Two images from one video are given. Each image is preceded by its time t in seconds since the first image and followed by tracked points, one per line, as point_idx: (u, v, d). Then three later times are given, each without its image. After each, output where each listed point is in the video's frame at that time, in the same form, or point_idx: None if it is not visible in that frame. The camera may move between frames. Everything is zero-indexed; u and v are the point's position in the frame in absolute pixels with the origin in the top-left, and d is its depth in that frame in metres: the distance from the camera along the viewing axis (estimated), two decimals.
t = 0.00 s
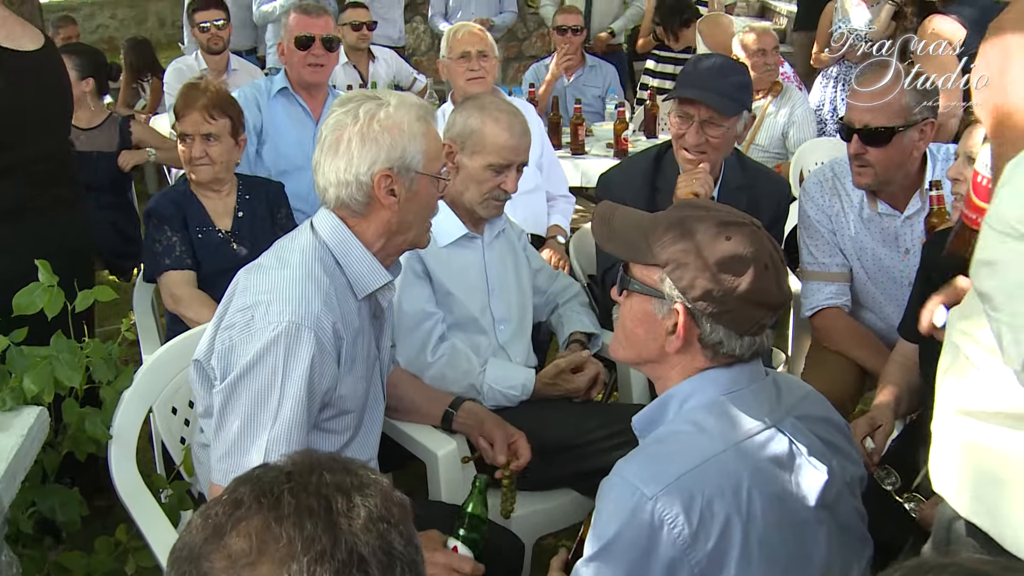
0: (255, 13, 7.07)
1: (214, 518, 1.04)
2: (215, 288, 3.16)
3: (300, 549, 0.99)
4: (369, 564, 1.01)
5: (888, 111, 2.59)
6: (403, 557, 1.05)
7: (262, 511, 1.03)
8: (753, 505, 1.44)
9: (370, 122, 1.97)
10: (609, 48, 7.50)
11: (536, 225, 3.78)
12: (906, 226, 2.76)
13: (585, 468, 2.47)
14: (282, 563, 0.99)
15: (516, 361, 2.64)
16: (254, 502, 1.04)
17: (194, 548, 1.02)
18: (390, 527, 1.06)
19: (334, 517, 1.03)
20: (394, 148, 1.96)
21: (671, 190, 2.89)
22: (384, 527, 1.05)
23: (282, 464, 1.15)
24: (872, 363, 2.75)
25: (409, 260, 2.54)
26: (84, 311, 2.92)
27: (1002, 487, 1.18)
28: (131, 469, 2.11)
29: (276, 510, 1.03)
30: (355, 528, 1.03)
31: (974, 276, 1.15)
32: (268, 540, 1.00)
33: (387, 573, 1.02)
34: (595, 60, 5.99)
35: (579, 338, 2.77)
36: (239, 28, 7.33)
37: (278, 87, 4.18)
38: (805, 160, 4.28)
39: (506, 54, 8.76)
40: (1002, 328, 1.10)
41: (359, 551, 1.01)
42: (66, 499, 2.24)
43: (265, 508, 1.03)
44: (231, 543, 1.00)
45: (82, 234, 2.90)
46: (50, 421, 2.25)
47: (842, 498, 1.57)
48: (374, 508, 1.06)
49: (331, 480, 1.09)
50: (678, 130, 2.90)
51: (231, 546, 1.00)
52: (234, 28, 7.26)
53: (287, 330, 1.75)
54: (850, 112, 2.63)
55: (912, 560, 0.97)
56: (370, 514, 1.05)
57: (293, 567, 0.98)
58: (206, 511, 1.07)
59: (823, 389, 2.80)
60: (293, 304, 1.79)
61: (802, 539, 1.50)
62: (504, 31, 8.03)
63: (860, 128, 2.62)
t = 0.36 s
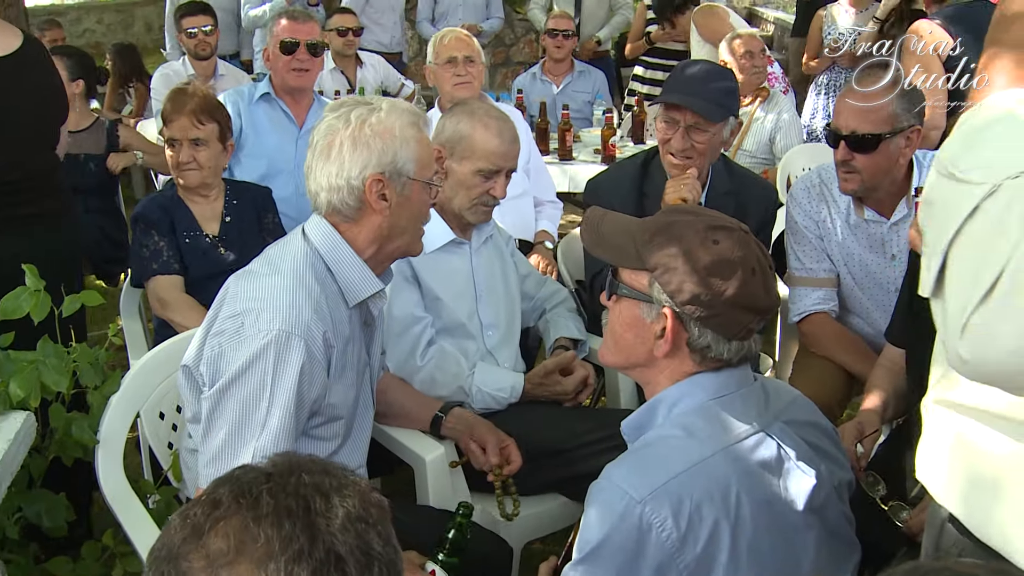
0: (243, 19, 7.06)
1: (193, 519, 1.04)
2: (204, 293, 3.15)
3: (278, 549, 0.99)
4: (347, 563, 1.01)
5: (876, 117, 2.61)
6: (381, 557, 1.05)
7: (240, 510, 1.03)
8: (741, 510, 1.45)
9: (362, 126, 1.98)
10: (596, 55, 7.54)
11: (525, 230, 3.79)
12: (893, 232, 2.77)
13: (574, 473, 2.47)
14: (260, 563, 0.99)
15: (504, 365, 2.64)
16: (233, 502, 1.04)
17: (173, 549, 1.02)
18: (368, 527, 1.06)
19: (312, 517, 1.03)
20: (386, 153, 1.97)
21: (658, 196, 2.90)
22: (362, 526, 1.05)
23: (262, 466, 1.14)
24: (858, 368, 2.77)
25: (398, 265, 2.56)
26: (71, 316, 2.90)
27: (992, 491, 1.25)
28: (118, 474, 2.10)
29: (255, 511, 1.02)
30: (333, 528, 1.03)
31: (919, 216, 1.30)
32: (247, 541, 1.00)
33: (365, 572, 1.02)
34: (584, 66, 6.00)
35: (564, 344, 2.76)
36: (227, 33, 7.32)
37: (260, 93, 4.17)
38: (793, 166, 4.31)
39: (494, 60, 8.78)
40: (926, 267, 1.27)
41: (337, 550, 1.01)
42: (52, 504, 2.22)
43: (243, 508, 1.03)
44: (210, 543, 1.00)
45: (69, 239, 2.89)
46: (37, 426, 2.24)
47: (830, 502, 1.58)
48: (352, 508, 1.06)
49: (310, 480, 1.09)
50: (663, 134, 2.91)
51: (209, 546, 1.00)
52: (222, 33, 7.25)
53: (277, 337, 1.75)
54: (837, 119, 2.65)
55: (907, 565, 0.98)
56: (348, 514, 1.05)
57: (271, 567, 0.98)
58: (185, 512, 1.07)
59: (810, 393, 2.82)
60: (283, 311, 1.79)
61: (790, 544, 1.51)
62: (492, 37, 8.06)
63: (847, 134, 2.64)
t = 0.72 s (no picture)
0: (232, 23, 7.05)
1: (144, 523, 1.07)
2: (190, 298, 3.14)
3: (228, 549, 1.02)
4: (299, 561, 1.02)
5: (860, 122, 2.62)
6: (336, 556, 1.06)
7: (191, 511, 1.06)
8: (727, 516, 1.45)
9: (347, 135, 1.97)
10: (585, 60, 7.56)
11: (513, 235, 3.79)
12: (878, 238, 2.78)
13: (561, 478, 2.47)
14: (210, 564, 1.01)
15: (491, 371, 2.64)
16: (184, 504, 1.07)
17: (125, 552, 1.05)
18: (322, 526, 1.08)
19: (264, 517, 1.05)
20: (372, 161, 1.96)
21: (645, 201, 2.91)
22: (314, 525, 1.07)
23: (216, 468, 1.16)
24: (844, 372, 2.78)
25: (385, 270, 2.55)
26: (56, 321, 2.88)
27: (970, 504, 1.23)
28: (103, 481, 2.09)
29: (205, 512, 1.05)
30: (285, 527, 1.05)
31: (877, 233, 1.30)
32: (198, 542, 1.03)
33: (318, 572, 1.03)
34: (575, 71, 5.99)
35: (552, 350, 2.78)
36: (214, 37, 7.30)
37: (243, 98, 4.18)
38: (780, 171, 4.32)
39: (483, 65, 8.79)
40: (881, 283, 1.27)
41: (289, 550, 1.03)
42: (36, 512, 2.21)
43: (195, 509, 1.06)
44: (162, 545, 1.03)
45: (53, 244, 2.87)
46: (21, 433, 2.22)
47: (817, 508, 1.58)
48: (305, 507, 1.08)
49: (264, 481, 1.11)
50: (648, 140, 2.93)
51: (161, 548, 1.03)
52: (210, 37, 7.23)
53: (262, 344, 1.75)
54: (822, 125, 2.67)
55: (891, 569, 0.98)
56: (301, 513, 1.07)
57: (221, 567, 1.01)
58: (137, 516, 1.10)
59: (797, 398, 2.83)
60: (267, 318, 1.79)
61: (777, 550, 1.51)
62: (481, 42, 8.06)
63: (832, 140, 2.65)
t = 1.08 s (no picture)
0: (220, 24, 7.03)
1: (127, 527, 1.07)
2: (180, 300, 3.13)
3: (211, 552, 1.02)
4: (283, 564, 1.03)
5: (847, 117, 2.61)
6: (320, 558, 1.07)
7: (175, 516, 1.06)
8: (717, 511, 1.45)
9: (336, 135, 1.97)
10: (575, 56, 7.55)
11: (502, 232, 3.79)
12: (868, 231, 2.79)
13: (553, 474, 2.48)
14: (193, 567, 1.01)
15: (481, 368, 2.63)
16: (168, 508, 1.08)
17: (108, 556, 1.05)
18: (306, 528, 1.08)
19: (247, 520, 1.06)
20: (361, 161, 1.96)
21: (634, 195, 2.92)
22: (298, 527, 1.07)
23: (200, 472, 1.17)
24: (834, 364, 2.78)
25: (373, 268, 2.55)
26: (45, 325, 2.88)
27: (969, 504, 1.27)
28: (94, 484, 2.09)
29: (189, 515, 1.06)
30: (269, 530, 1.05)
31: (865, 280, 1.28)
32: (181, 546, 1.03)
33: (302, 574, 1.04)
34: (566, 69, 5.99)
35: (544, 347, 2.78)
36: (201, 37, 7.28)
37: (230, 99, 4.18)
38: (769, 165, 4.33)
39: (472, 62, 8.78)
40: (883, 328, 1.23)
41: (273, 553, 1.03)
42: (27, 516, 2.20)
43: (178, 513, 1.06)
44: (145, 550, 1.03)
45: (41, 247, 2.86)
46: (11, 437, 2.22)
47: (808, 502, 1.58)
48: (289, 510, 1.09)
49: (247, 485, 1.11)
50: (637, 133, 2.93)
51: (143, 552, 1.03)
52: (197, 38, 7.20)
53: (250, 346, 1.75)
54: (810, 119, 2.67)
55: (877, 557, 0.99)
56: (285, 516, 1.08)
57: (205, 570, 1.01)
58: (122, 519, 1.10)
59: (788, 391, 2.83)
60: (256, 319, 1.79)
61: (768, 544, 1.51)
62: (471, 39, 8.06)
63: (819, 134, 2.65)
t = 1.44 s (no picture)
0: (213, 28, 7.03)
1: (128, 526, 1.07)
2: (176, 304, 3.12)
3: (210, 551, 1.02)
4: (281, 563, 1.03)
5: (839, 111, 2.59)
6: (319, 557, 1.07)
7: (174, 515, 1.06)
8: (715, 507, 1.45)
9: (332, 136, 1.97)
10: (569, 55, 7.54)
11: (498, 232, 3.79)
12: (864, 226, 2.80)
13: (550, 473, 2.48)
14: (192, 567, 1.01)
15: (478, 368, 2.64)
16: (168, 508, 1.07)
17: (108, 556, 1.05)
18: (305, 528, 1.08)
19: (246, 520, 1.05)
20: (357, 162, 1.96)
21: (628, 192, 2.92)
22: (297, 527, 1.07)
23: (201, 473, 1.17)
24: (831, 359, 2.78)
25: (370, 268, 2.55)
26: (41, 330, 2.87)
27: (965, 493, 1.28)
28: (91, 488, 2.08)
29: (188, 515, 1.05)
30: (268, 529, 1.05)
31: (856, 292, 1.26)
32: (179, 545, 1.03)
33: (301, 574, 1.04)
34: (561, 68, 6.00)
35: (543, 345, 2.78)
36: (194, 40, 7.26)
37: (227, 102, 4.19)
38: (764, 161, 4.34)
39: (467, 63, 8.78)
40: (872, 336, 1.22)
41: (271, 552, 1.03)
42: (24, 521, 2.20)
43: (177, 513, 1.06)
44: (144, 549, 1.03)
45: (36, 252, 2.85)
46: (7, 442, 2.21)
47: (806, 497, 1.58)
48: (288, 510, 1.09)
49: (247, 485, 1.11)
50: (637, 129, 2.91)
51: (142, 552, 1.03)
52: (191, 41, 7.19)
53: (248, 348, 1.74)
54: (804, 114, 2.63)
55: (865, 548, 1.00)
56: (284, 515, 1.08)
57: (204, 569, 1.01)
58: (122, 519, 1.10)
59: (785, 387, 2.83)
60: (253, 321, 1.78)
61: (767, 539, 1.51)
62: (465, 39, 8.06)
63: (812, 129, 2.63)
